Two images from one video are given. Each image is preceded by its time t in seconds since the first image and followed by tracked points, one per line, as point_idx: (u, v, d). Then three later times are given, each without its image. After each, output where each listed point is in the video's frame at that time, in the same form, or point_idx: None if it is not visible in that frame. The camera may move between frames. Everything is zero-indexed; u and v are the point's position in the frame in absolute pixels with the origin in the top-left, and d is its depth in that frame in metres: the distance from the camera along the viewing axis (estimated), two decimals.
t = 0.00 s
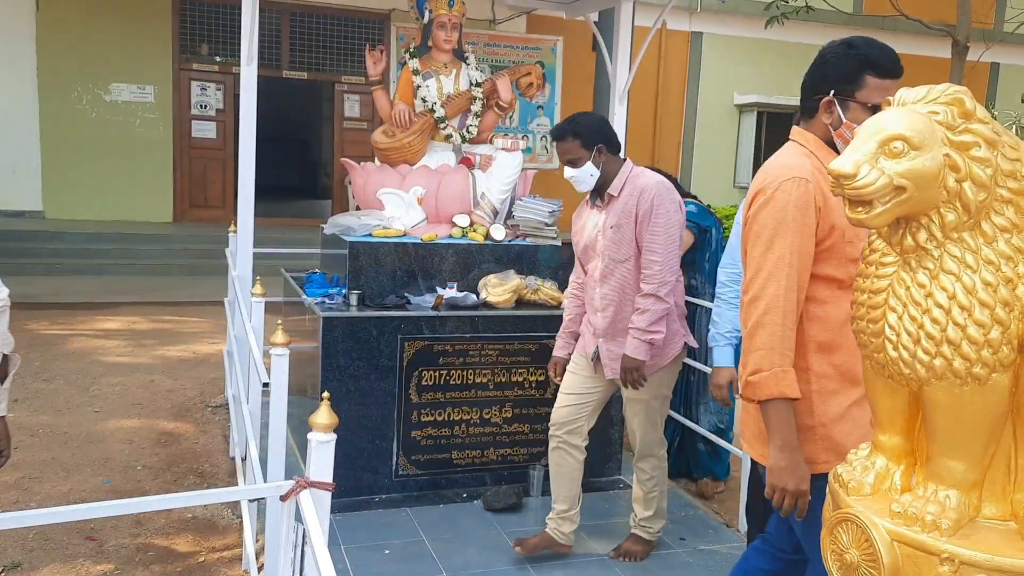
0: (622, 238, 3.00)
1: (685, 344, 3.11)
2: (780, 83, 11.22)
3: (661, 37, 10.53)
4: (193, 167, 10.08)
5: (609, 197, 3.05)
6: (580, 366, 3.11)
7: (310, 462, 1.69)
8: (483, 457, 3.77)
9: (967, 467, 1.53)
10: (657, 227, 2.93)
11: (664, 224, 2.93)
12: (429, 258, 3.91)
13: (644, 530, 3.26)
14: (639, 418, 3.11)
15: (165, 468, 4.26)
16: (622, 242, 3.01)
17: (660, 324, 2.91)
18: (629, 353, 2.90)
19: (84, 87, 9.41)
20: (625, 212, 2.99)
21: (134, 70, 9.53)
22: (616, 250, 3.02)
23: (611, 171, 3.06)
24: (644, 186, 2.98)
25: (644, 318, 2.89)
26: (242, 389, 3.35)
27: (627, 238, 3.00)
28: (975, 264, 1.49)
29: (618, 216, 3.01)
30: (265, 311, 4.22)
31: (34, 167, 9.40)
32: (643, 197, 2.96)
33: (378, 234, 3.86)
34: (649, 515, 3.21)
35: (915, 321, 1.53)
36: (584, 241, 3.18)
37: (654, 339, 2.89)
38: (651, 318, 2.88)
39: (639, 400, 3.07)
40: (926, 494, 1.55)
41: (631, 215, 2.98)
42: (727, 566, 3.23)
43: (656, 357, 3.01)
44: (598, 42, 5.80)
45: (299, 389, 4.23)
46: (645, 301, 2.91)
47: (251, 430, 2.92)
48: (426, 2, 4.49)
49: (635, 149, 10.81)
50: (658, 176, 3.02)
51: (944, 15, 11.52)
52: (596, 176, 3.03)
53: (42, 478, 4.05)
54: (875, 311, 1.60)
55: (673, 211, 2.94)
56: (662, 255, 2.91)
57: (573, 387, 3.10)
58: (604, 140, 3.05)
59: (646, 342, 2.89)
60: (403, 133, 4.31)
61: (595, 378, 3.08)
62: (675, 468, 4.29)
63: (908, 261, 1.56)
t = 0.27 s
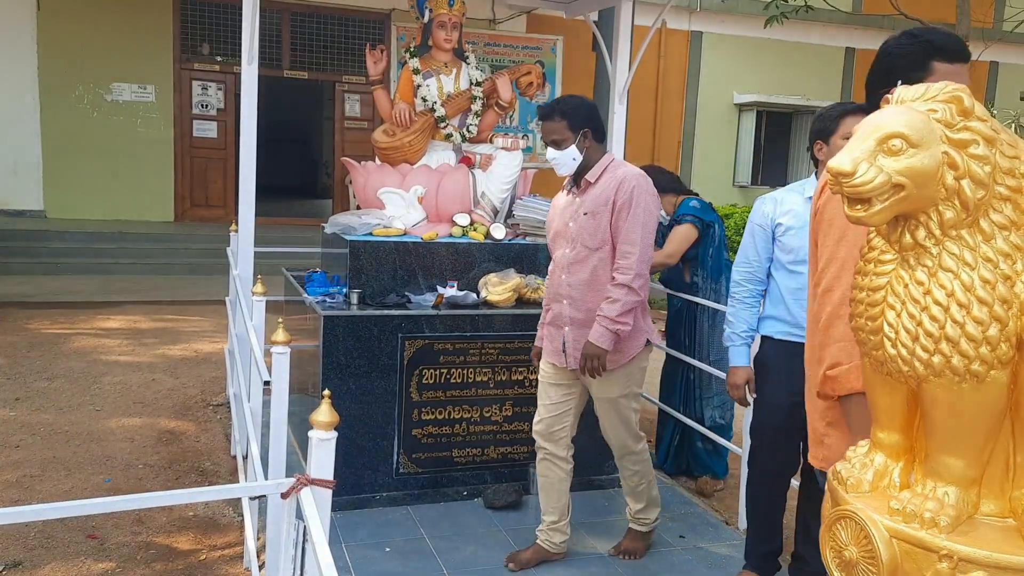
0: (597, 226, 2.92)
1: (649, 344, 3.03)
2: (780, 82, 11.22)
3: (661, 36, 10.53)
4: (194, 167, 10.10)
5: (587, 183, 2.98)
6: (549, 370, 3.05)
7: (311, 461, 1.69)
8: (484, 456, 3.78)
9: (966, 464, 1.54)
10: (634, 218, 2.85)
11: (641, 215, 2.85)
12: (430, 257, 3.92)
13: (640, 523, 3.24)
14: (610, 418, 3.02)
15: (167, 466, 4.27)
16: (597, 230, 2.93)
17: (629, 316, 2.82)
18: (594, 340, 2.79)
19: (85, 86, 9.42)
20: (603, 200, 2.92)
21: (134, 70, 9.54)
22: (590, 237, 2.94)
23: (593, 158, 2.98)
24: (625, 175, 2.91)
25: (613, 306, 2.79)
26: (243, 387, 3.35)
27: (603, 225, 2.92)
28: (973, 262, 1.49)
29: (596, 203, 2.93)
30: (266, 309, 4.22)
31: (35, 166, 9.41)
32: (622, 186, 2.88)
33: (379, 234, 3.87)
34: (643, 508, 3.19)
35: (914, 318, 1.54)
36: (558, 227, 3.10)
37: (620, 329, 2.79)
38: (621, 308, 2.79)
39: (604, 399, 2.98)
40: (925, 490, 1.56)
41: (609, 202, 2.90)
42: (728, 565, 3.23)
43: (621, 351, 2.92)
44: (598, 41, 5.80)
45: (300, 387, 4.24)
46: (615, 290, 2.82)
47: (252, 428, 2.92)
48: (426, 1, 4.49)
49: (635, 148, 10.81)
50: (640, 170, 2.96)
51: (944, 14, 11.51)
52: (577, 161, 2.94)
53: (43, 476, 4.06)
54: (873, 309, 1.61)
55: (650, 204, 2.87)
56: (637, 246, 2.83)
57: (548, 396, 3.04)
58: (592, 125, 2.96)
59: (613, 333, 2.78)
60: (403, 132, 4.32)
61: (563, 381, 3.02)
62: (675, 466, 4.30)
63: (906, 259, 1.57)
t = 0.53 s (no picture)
0: (577, 224, 2.78)
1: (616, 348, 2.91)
2: (779, 81, 11.23)
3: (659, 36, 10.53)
4: (193, 167, 10.10)
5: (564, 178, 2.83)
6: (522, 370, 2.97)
7: (307, 462, 1.69)
8: (482, 457, 3.78)
9: (962, 464, 1.54)
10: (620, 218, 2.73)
11: (625, 215, 2.74)
12: (428, 257, 3.92)
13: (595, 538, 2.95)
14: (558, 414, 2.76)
15: (165, 466, 4.27)
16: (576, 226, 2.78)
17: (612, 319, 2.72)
18: (578, 341, 2.66)
19: (83, 87, 9.41)
20: (586, 197, 2.77)
21: (133, 70, 9.53)
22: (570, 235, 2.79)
23: (572, 152, 2.84)
24: (606, 173, 2.78)
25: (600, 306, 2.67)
26: (241, 388, 3.35)
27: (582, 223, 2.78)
28: (969, 262, 1.49)
29: (576, 199, 2.79)
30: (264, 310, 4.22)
31: (33, 167, 9.41)
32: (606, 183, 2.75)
33: (377, 234, 3.87)
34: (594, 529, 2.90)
35: (910, 318, 1.54)
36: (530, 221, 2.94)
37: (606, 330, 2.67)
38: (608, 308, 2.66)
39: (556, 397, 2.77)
40: (921, 491, 1.56)
41: (590, 199, 2.76)
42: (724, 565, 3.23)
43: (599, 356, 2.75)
44: (597, 41, 5.79)
45: (298, 388, 4.24)
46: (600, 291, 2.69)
47: (249, 429, 2.92)
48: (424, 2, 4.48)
49: (634, 148, 10.81)
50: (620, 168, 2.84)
51: (942, 13, 11.51)
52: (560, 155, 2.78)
53: (41, 477, 4.06)
54: (869, 309, 1.61)
55: (633, 205, 2.76)
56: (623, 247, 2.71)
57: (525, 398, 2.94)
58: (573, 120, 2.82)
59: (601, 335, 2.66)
60: (401, 133, 4.32)
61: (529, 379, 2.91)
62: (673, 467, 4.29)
63: (902, 259, 1.57)
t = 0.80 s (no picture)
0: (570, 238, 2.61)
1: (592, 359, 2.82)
2: (778, 81, 11.23)
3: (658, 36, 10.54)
4: (192, 168, 10.10)
5: (549, 183, 2.64)
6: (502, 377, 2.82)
7: (306, 463, 1.69)
8: (482, 457, 3.78)
9: (959, 464, 1.54)
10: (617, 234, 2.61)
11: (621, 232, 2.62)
12: (428, 257, 3.92)
13: None
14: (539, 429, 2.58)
15: (164, 467, 4.28)
16: (565, 238, 2.61)
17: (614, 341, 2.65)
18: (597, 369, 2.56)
19: (82, 87, 9.41)
20: (577, 208, 2.61)
21: (132, 71, 9.54)
22: (559, 246, 2.62)
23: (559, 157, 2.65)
24: (596, 183, 2.63)
25: (610, 329, 2.56)
26: (240, 389, 3.35)
27: (570, 234, 2.61)
28: (965, 262, 1.50)
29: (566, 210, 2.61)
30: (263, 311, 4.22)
31: (33, 168, 9.41)
32: (598, 194, 2.60)
33: (377, 234, 3.88)
34: (519, 569, 2.57)
35: (907, 318, 1.54)
36: (505, 225, 2.73)
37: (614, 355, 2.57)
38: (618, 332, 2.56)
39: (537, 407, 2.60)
40: (918, 490, 1.56)
41: (582, 211, 2.59)
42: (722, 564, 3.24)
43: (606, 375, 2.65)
44: (596, 41, 5.79)
45: (297, 388, 4.24)
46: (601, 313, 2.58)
47: (248, 430, 2.92)
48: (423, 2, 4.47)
49: (633, 147, 10.82)
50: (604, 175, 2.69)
51: (941, 12, 11.52)
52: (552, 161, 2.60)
53: (41, 477, 4.06)
54: (867, 309, 1.61)
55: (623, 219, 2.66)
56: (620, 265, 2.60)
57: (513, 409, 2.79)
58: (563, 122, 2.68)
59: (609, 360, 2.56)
60: (400, 133, 4.33)
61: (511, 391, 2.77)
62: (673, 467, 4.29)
63: (899, 259, 1.57)
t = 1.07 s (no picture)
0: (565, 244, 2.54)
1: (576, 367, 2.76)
2: (776, 81, 11.24)
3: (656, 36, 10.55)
4: (191, 169, 10.11)
5: (542, 184, 2.57)
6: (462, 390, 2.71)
7: (306, 465, 1.70)
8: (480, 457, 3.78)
9: (956, 465, 1.55)
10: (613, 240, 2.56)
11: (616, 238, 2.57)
12: (427, 258, 3.93)
13: None
14: (529, 445, 2.56)
15: (164, 468, 4.28)
16: (560, 241, 2.54)
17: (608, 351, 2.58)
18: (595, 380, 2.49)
19: (80, 88, 9.41)
20: (572, 210, 2.54)
21: (130, 72, 9.54)
22: (552, 249, 2.54)
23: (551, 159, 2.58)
24: (590, 185, 2.58)
25: (608, 338, 2.49)
26: (241, 390, 3.35)
27: (566, 238, 2.54)
28: (962, 264, 1.50)
29: (560, 211, 2.54)
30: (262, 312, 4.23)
31: (31, 169, 9.41)
32: (594, 197, 2.54)
33: (376, 235, 3.89)
34: (518, 573, 2.56)
35: (905, 320, 1.55)
36: (494, 225, 2.63)
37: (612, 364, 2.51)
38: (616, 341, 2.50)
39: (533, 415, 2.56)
40: (916, 491, 1.57)
41: (578, 214, 2.53)
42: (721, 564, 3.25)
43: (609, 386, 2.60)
44: (593, 42, 5.80)
45: (296, 389, 4.25)
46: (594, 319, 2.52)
47: (248, 430, 2.93)
48: (421, 3, 4.46)
49: (631, 147, 10.83)
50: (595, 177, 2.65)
51: (938, 12, 11.55)
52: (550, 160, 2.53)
53: (40, 479, 4.06)
54: (865, 311, 1.62)
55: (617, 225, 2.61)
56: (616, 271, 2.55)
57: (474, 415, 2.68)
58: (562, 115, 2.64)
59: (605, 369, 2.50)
60: (399, 134, 4.34)
61: (477, 407, 2.67)
62: (672, 466, 4.30)
63: (897, 261, 1.58)
